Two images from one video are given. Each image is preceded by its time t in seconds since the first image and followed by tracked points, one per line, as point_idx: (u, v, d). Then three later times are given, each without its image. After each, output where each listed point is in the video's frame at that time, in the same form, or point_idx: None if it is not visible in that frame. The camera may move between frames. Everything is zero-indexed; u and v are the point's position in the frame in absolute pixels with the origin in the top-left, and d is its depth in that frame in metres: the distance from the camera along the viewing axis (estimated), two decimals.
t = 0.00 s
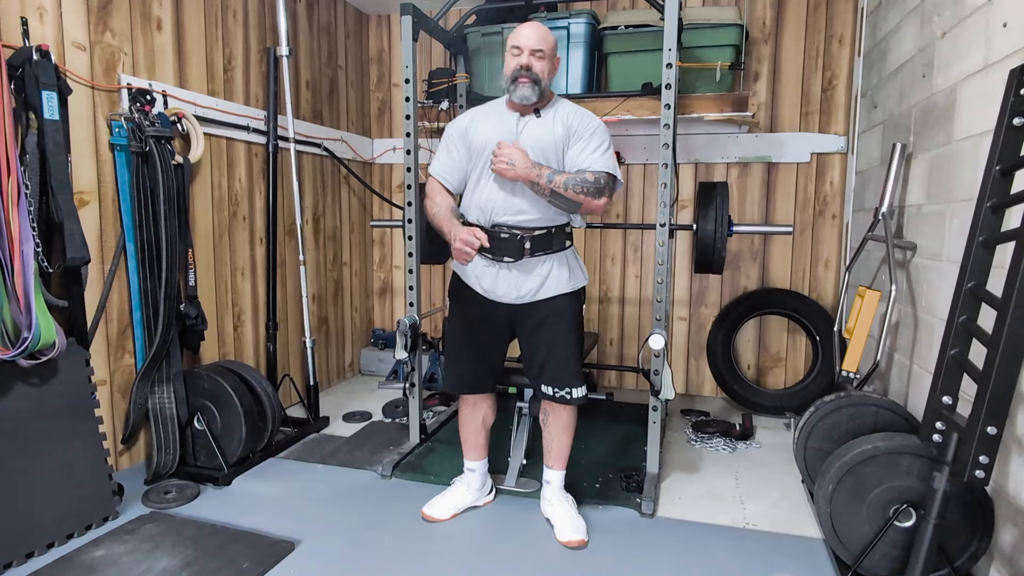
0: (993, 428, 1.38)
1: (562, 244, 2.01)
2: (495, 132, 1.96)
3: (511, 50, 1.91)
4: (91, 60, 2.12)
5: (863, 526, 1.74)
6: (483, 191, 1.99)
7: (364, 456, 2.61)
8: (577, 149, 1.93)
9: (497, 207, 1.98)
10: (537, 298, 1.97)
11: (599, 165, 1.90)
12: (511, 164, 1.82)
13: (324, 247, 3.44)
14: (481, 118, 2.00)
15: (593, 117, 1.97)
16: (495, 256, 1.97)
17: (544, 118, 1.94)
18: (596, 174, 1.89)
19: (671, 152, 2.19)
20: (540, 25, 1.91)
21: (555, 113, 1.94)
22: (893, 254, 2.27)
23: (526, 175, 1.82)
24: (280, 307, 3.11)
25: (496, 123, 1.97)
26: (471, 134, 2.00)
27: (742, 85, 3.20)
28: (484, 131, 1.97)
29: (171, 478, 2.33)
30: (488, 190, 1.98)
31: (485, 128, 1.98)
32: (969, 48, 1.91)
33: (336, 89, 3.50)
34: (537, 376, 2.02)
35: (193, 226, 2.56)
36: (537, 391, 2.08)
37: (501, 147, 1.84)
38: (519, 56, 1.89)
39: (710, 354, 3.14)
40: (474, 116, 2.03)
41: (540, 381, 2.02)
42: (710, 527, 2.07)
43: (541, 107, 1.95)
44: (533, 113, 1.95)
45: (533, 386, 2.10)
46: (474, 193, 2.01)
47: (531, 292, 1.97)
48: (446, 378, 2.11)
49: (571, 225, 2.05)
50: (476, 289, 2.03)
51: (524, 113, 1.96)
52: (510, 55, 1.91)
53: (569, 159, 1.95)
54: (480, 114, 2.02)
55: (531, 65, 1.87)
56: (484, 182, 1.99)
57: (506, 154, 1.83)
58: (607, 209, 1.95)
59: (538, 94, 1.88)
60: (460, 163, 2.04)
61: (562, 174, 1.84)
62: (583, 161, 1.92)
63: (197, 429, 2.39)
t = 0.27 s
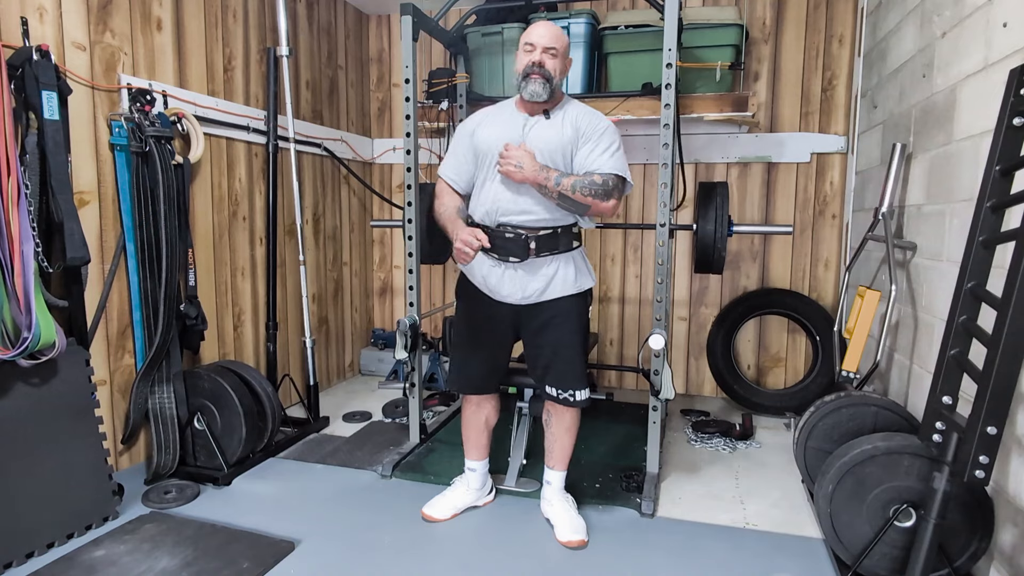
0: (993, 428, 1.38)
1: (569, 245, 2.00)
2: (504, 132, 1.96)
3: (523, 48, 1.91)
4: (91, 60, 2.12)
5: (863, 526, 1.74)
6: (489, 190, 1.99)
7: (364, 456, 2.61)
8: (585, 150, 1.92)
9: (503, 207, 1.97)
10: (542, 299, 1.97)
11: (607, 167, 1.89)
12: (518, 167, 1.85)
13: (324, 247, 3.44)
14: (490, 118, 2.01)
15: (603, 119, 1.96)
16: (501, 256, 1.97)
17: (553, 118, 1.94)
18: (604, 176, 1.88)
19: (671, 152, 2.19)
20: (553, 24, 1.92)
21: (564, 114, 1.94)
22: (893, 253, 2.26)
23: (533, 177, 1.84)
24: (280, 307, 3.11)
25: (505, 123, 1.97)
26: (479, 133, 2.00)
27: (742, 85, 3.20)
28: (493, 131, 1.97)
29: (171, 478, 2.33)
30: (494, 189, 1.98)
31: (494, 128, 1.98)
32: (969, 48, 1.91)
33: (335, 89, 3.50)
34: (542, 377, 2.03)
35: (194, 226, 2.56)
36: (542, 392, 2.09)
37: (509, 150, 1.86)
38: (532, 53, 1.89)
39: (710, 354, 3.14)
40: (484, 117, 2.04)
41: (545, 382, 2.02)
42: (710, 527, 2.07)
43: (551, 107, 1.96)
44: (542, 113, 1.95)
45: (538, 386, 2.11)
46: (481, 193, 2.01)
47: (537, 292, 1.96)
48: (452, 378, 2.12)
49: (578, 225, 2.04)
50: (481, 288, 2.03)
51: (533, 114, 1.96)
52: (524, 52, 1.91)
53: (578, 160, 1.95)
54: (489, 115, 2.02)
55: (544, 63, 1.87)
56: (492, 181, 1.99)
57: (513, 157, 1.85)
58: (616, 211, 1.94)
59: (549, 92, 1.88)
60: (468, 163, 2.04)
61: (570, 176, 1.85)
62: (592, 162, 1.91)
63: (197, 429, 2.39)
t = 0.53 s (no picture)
0: (993, 428, 1.38)
1: (576, 245, 1.99)
2: (512, 133, 1.98)
3: (532, 49, 1.91)
4: (91, 60, 2.12)
5: (863, 526, 1.74)
6: (496, 190, 2.00)
7: (365, 456, 2.61)
8: (591, 149, 1.92)
9: (509, 207, 1.98)
10: (547, 300, 1.97)
11: (611, 165, 1.88)
12: (520, 164, 1.85)
13: (324, 247, 3.44)
14: (500, 119, 2.03)
15: (610, 117, 1.95)
16: (507, 256, 1.98)
17: (560, 117, 1.95)
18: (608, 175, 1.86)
19: (671, 152, 2.19)
20: (563, 25, 1.91)
21: (570, 113, 1.94)
22: (893, 253, 2.27)
23: (534, 175, 1.83)
24: (280, 306, 3.11)
25: (513, 124, 1.99)
26: (490, 134, 2.02)
27: (742, 85, 3.20)
28: (501, 133, 1.99)
29: (171, 478, 2.33)
30: (501, 188, 1.99)
31: (502, 130, 2.00)
32: (969, 48, 1.91)
33: (335, 89, 3.50)
34: (546, 377, 2.03)
35: (194, 226, 2.56)
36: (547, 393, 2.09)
37: (512, 147, 1.86)
38: (540, 55, 1.89)
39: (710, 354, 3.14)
40: (494, 119, 2.06)
41: (549, 383, 2.02)
42: (710, 527, 2.07)
43: (559, 107, 1.96)
44: (549, 113, 1.96)
45: (543, 386, 2.11)
46: (488, 192, 2.03)
47: (542, 293, 1.96)
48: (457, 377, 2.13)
49: (586, 226, 2.03)
50: (489, 288, 2.04)
51: (541, 114, 1.97)
52: (532, 53, 1.91)
53: (582, 159, 1.94)
54: (500, 116, 2.04)
55: (551, 65, 1.87)
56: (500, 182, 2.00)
57: (516, 154, 1.85)
58: (619, 212, 1.92)
59: (555, 95, 1.88)
60: (479, 165, 2.07)
61: (571, 175, 1.84)
62: (596, 161, 1.90)
63: (197, 429, 2.39)
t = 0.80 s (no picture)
0: (993, 428, 1.38)
1: (581, 246, 1.98)
2: (518, 133, 2.00)
3: (536, 46, 1.93)
4: (91, 60, 2.12)
5: (863, 526, 1.74)
6: (501, 191, 2.02)
7: (365, 456, 2.61)
8: (593, 149, 1.91)
9: (512, 207, 1.99)
10: (550, 301, 1.96)
11: (613, 165, 1.87)
12: (522, 166, 1.86)
13: (324, 247, 3.44)
14: (508, 121, 2.05)
15: (615, 116, 1.94)
16: (511, 256, 1.99)
17: (564, 117, 1.95)
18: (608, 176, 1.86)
19: (671, 152, 2.20)
20: (567, 24, 1.93)
21: (574, 112, 1.95)
22: (893, 253, 2.27)
23: (535, 177, 1.85)
24: (280, 306, 3.11)
25: (519, 124, 2.01)
26: (497, 136, 2.05)
27: (742, 85, 3.20)
28: (508, 133, 2.02)
29: (171, 478, 2.33)
30: (506, 189, 2.01)
31: (509, 131, 2.03)
32: (969, 48, 1.91)
33: (335, 89, 3.50)
34: (547, 377, 2.03)
35: (194, 225, 2.56)
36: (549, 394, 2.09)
37: (515, 149, 1.88)
38: (543, 51, 1.91)
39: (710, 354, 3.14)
40: (502, 121, 2.09)
41: (551, 384, 2.02)
42: (710, 527, 2.07)
43: (564, 106, 1.97)
44: (554, 113, 1.97)
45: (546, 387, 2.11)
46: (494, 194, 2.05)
47: (544, 294, 1.95)
48: (463, 374, 2.14)
49: (591, 227, 2.01)
50: (493, 288, 2.05)
51: (546, 114, 1.99)
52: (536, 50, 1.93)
53: (586, 160, 1.93)
54: (508, 118, 2.07)
55: (552, 60, 1.88)
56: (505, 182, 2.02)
57: (519, 156, 1.87)
58: (621, 212, 1.91)
59: (557, 89, 1.89)
60: (488, 167, 2.10)
61: (571, 176, 1.84)
62: (598, 161, 1.89)
63: (197, 429, 2.39)
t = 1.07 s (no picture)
0: (993, 428, 1.38)
1: (577, 246, 1.98)
2: (514, 133, 2.01)
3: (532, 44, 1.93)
4: (91, 60, 2.12)
5: (863, 526, 1.74)
6: (498, 190, 2.03)
7: (365, 456, 2.61)
8: (587, 147, 1.91)
9: (508, 207, 2.00)
10: (546, 301, 1.96)
11: (606, 163, 1.86)
12: (517, 164, 1.86)
13: (324, 247, 3.44)
14: (505, 121, 2.06)
15: (610, 115, 1.93)
16: (507, 256, 1.99)
17: (559, 116, 1.95)
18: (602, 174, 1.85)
19: (671, 152, 2.20)
20: (563, 21, 1.91)
21: (570, 111, 1.95)
22: (893, 253, 2.27)
23: (529, 174, 1.85)
24: (280, 306, 3.11)
25: (516, 124, 2.02)
26: (494, 136, 2.07)
27: (742, 85, 3.20)
28: (504, 134, 2.03)
29: (171, 478, 2.33)
30: (502, 188, 2.02)
31: (505, 130, 2.03)
32: (969, 48, 1.91)
33: (335, 89, 3.50)
34: (546, 377, 2.02)
35: (194, 225, 2.56)
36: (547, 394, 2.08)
37: (509, 147, 1.87)
38: (537, 50, 1.91)
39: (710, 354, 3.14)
40: (499, 120, 2.10)
41: (549, 383, 2.02)
42: (710, 527, 2.07)
43: (559, 106, 1.97)
44: (549, 112, 1.97)
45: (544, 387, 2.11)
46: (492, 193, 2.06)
47: (540, 295, 1.96)
48: (462, 374, 2.14)
49: (587, 227, 2.02)
50: (490, 288, 2.05)
51: (542, 113, 1.99)
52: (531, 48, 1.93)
53: (580, 158, 1.93)
54: (506, 117, 2.07)
55: (545, 59, 1.88)
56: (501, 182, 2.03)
57: (513, 153, 1.86)
58: (616, 211, 1.91)
59: (551, 89, 1.89)
60: (487, 167, 2.11)
61: (565, 174, 1.84)
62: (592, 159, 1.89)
63: (197, 429, 2.39)
